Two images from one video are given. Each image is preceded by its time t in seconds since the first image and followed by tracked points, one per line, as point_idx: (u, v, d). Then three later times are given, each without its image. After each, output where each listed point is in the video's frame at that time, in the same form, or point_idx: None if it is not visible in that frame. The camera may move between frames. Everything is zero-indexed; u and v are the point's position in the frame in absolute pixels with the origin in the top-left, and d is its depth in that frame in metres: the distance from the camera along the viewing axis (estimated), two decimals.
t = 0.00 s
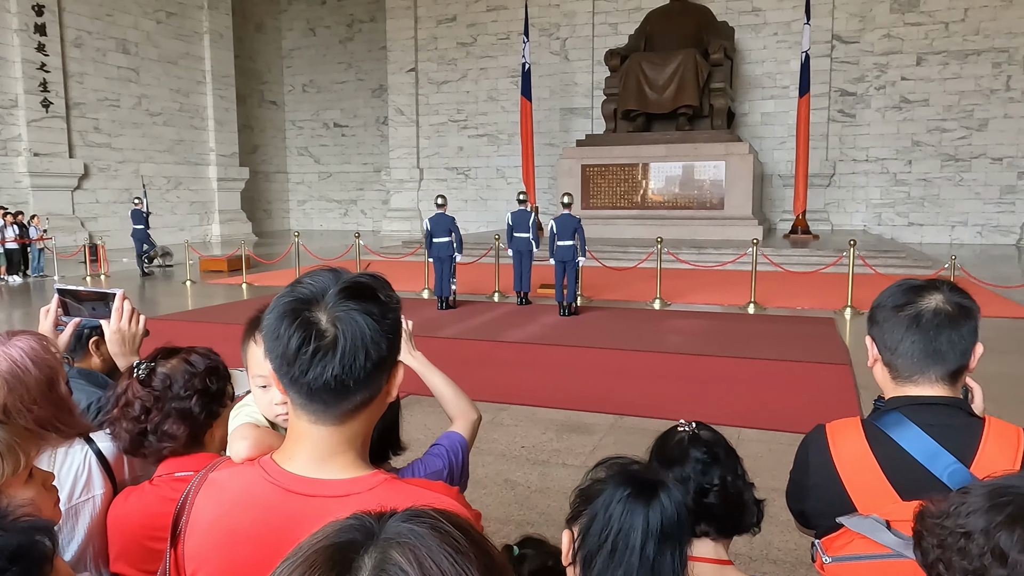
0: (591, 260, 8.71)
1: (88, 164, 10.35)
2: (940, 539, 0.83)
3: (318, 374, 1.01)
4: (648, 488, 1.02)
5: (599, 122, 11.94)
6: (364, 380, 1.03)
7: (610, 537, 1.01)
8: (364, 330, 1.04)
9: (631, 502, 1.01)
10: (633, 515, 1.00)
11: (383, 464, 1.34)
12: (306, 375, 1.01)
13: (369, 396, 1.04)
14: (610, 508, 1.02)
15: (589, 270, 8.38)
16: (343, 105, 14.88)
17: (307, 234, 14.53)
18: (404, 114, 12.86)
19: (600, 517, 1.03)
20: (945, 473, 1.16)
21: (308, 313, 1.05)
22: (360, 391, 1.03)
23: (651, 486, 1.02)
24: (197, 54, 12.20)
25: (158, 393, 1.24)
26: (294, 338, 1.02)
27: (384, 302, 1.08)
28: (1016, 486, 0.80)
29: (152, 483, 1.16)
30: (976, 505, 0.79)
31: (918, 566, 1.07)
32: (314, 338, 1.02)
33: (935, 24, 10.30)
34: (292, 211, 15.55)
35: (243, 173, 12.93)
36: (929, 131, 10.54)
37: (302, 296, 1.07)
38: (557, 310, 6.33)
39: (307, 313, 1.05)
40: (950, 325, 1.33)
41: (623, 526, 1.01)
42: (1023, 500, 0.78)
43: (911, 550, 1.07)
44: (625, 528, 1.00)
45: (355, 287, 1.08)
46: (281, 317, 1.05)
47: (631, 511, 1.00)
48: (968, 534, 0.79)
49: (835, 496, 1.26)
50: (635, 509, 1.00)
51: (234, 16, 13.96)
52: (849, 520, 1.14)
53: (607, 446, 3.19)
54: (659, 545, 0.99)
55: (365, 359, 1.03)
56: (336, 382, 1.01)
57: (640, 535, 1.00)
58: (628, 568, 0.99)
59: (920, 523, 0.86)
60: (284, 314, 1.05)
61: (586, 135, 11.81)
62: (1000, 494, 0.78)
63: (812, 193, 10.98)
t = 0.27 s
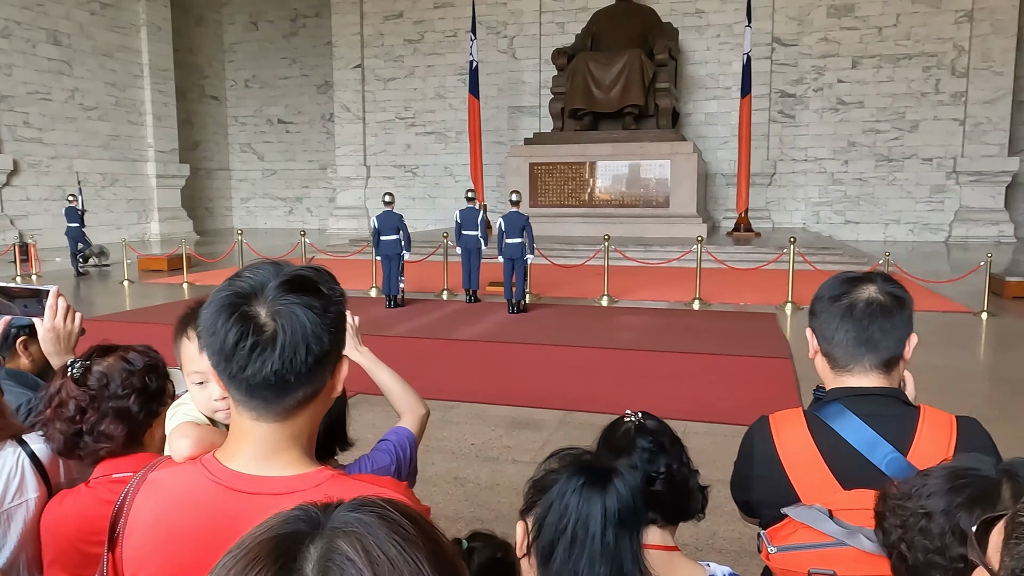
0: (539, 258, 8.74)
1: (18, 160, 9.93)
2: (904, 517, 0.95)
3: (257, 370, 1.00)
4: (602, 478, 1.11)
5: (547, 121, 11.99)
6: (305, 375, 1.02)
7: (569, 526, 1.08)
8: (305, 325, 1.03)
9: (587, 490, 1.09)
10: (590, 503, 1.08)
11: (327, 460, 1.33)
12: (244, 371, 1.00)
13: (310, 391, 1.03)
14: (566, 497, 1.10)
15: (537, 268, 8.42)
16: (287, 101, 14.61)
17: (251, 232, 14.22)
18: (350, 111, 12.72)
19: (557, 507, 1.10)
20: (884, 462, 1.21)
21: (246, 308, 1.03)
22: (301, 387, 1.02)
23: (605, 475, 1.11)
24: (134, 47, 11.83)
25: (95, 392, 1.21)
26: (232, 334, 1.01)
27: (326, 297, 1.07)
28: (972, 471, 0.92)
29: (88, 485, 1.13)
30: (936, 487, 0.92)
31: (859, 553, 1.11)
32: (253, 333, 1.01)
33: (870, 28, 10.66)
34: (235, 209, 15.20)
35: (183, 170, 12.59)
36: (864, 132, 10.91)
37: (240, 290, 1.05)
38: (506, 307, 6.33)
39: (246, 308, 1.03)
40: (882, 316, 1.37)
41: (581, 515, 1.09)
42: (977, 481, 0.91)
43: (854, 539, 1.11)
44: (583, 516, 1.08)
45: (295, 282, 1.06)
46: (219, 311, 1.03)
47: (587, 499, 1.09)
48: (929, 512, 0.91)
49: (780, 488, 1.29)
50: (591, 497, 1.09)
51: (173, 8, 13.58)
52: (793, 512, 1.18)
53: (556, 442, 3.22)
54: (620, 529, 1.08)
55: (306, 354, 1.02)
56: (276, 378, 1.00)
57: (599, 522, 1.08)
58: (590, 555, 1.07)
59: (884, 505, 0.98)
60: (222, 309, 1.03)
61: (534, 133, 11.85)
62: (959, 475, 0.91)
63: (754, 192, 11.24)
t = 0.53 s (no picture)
0: (488, 257, 8.73)
1: None
2: (855, 502, 0.93)
3: (191, 367, 0.97)
4: (519, 467, 1.05)
5: (495, 120, 11.99)
6: (242, 372, 1.00)
7: (485, 519, 1.02)
8: (241, 319, 1.00)
9: (503, 481, 1.03)
10: (506, 493, 1.02)
11: (267, 461, 1.30)
12: (178, 369, 0.97)
13: (247, 389, 1.01)
14: (482, 488, 1.04)
15: (486, 267, 8.41)
16: (229, 97, 14.28)
17: (193, 232, 13.85)
18: (295, 108, 12.49)
19: (473, 499, 1.04)
20: (823, 452, 1.24)
21: (178, 304, 1.00)
22: (238, 385, 1.00)
23: (521, 464, 1.05)
24: (67, 41, 11.39)
25: (21, 394, 1.17)
26: (163, 330, 0.98)
27: (262, 291, 1.05)
28: (917, 456, 0.92)
29: (14, 491, 1.08)
30: (887, 472, 0.91)
31: (798, 542, 1.14)
32: (186, 328, 0.98)
33: (808, 32, 10.97)
34: (175, 209, 14.78)
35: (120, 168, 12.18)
36: (803, 133, 11.22)
37: (171, 286, 1.02)
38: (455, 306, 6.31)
39: (178, 304, 1.00)
40: (823, 311, 1.41)
41: (497, 506, 1.02)
42: (924, 464, 0.91)
43: (794, 527, 1.14)
44: (499, 507, 1.02)
45: (229, 277, 1.04)
46: (149, 308, 0.99)
47: (502, 489, 1.02)
48: (877, 497, 0.90)
49: (722, 479, 1.31)
50: (507, 488, 1.02)
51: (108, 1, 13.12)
52: (735, 502, 1.20)
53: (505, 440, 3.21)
54: (538, 521, 1.02)
55: (242, 350, 1.00)
56: (211, 375, 0.98)
57: (515, 513, 1.02)
58: (507, 546, 1.01)
59: (836, 490, 0.97)
60: (152, 305, 0.99)
61: (482, 132, 11.85)
62: (908, 460, 0.91)
63: (698, 191, 11.44)
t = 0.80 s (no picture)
0: (436, 256, 8.69)
1: None
2: (798, 486, 0.94)
3: (119, 366, 0.95)
4: (435, 456, 1.09)
5: (443, 118, 11.95)
6: (174, 371, 0.98)
7: (401, 508, 1.06)
8: (173, 317, 0.98)
9: (419, 470, 1.07)
10: (420, 482, 1.07)
11: (204, 461, 1.33)
12: (106, 369, 0.95)
13: (180, 386, 1.00)
14: (398, 478, 1.08)
15: (435, 266, 8.37)
16: (169, 93, 13.89)
17: (131, 231, 13.42)
18: (238, 105, 12.20)
19: (391, 490, 1.07)
20: (764, 442, 1.27)
21: (105, 300, 0.97)
22: (169, 384, 0.98)
23: (439, 453, 1.10)
24: None
25: None
26: (88, 328, 0.95)
27: (194, 289, 1.03)
28: (856, 440, 0.93)
29: None
30: (826, 457, 0.92)
31: (741, 529, 1.17)
32: (113, 326, 0.95)
33: (749, 35, 11.22)
34: (112, 208, 14.30)
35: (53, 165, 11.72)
36: (746, 133, 11.47)
37: (97, 281, 0.98)
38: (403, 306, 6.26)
39: (104, 300, 0.97)
40: (765, 304, 1.44)
41: (413, 496, 1.06)
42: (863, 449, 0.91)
43: (739, 516, 1.16)
44: (414, 496, 1.06)
45: (159, 273, 1.01)
46: (74, 305, 0.96)
47: (418, 478, 1.07)
48: (821, 479, 0.90)
49: (667, 470, 1.33)
50: (421, 477, 1.07)
51: None
52: (680, 492, 1.21)
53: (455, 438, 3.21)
54: (454, 509, 1.06)
55: (174, 348, 0.98)
56: (141, 374, 0.96)
57: (430, 502, 1.06)
58: (421, 535, 1.05)
59: (780, 474, 0.98)
60: (76, 300, 0.96)
61: (430, 131, 11.78)
62: (848, 444, 0.91)
63: (645, 190, 11.60)
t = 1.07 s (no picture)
0: (386, 255, 8.62)
1: None
2: (727, 478, 0.96)
3: (44, 372, 0.94)
4: (349, 455, 1.13)
5: (392, 117, 11.86)
6: (101, 375, 0.98)
7: (314, 509, 1.10)
8: (99, 320, 0.97)
9: (332, 470, 1.11)
10: (333, 481, 1.10)
11: (142, 464, 1.31)
12: (31, 376, 0.94)
13: (110, 389, 0.99)
14: (312, 478, 1.11)
15: (384, 266, 8.30)
16: (107, 89, 13.45)
17: (67, 231, 12.95)
18: (180, 102, 11.89)
19: (305, 490, 1.11)
20: (703, 435, 1.29)
21: (27, 305, 0.94)
22: (98, 387, 0.98)
23: (352, 452, 1.13)
24: None
25: None
26: (11, 334, 0.93)
27: (122, 289, 1.01)
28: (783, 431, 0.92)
29: None
30: (755, 447, 0.93)
31: (681, 521, 1.19)
32: (38, 331, 0.94)
33: (694, 36, 11.42)
34: (47, 207, 13.78)
35: None
36: (692, 134, 11.68)
37: (18, 282, 0.95)
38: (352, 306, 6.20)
39: (27, 304, 0.95)
40: (706, 303, 1.47)
41: (326, 496, 1.10)
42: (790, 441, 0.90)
43: (677, 509, 1.19)
44: (326, 496, 1.10)
45: (83, 273, 0.99)
46: None
47: (331, 478, 1.10)
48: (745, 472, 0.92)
49: (611, 463, 1.35)
50: (335, 476, 1.10)
51: None
52: (622, 485, 1.23)
53: (404, 438, 3.19)
54: (367, 508, 1.10)
55: (102, 352, 0.97)
56: (67, 379, 0.95)
57: (342, 501, 1.09)
58: (335, 535, 1.09)
59: (710, 466, 1.00)
60: None
61: (378, 129, 11.67)
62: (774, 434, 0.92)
63: (595, 189, 11.71)
